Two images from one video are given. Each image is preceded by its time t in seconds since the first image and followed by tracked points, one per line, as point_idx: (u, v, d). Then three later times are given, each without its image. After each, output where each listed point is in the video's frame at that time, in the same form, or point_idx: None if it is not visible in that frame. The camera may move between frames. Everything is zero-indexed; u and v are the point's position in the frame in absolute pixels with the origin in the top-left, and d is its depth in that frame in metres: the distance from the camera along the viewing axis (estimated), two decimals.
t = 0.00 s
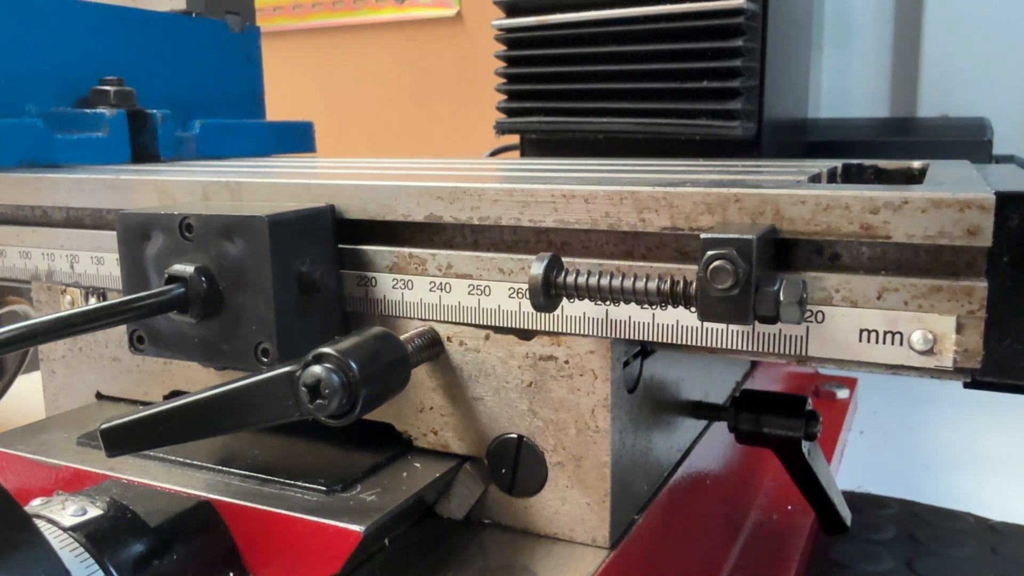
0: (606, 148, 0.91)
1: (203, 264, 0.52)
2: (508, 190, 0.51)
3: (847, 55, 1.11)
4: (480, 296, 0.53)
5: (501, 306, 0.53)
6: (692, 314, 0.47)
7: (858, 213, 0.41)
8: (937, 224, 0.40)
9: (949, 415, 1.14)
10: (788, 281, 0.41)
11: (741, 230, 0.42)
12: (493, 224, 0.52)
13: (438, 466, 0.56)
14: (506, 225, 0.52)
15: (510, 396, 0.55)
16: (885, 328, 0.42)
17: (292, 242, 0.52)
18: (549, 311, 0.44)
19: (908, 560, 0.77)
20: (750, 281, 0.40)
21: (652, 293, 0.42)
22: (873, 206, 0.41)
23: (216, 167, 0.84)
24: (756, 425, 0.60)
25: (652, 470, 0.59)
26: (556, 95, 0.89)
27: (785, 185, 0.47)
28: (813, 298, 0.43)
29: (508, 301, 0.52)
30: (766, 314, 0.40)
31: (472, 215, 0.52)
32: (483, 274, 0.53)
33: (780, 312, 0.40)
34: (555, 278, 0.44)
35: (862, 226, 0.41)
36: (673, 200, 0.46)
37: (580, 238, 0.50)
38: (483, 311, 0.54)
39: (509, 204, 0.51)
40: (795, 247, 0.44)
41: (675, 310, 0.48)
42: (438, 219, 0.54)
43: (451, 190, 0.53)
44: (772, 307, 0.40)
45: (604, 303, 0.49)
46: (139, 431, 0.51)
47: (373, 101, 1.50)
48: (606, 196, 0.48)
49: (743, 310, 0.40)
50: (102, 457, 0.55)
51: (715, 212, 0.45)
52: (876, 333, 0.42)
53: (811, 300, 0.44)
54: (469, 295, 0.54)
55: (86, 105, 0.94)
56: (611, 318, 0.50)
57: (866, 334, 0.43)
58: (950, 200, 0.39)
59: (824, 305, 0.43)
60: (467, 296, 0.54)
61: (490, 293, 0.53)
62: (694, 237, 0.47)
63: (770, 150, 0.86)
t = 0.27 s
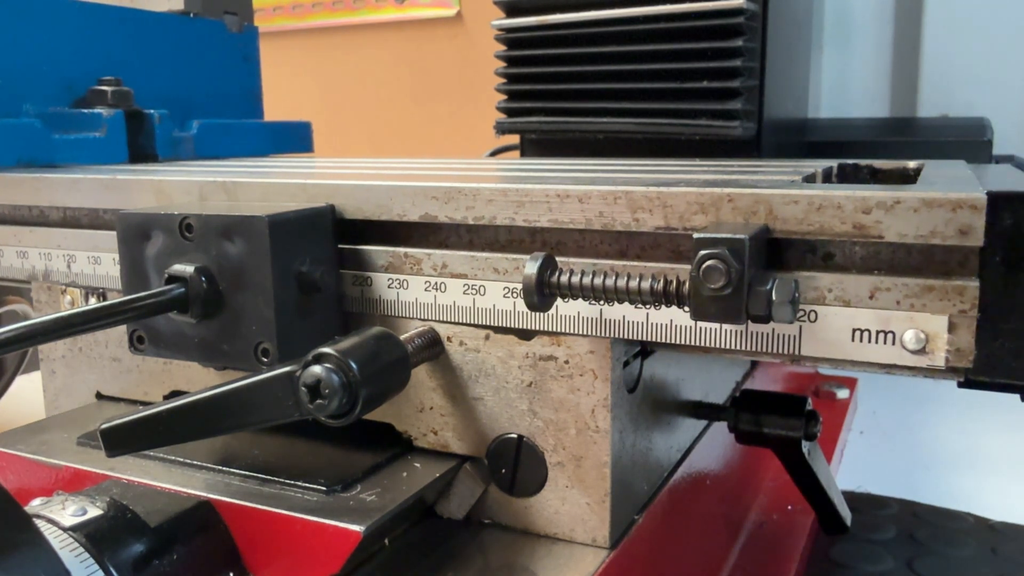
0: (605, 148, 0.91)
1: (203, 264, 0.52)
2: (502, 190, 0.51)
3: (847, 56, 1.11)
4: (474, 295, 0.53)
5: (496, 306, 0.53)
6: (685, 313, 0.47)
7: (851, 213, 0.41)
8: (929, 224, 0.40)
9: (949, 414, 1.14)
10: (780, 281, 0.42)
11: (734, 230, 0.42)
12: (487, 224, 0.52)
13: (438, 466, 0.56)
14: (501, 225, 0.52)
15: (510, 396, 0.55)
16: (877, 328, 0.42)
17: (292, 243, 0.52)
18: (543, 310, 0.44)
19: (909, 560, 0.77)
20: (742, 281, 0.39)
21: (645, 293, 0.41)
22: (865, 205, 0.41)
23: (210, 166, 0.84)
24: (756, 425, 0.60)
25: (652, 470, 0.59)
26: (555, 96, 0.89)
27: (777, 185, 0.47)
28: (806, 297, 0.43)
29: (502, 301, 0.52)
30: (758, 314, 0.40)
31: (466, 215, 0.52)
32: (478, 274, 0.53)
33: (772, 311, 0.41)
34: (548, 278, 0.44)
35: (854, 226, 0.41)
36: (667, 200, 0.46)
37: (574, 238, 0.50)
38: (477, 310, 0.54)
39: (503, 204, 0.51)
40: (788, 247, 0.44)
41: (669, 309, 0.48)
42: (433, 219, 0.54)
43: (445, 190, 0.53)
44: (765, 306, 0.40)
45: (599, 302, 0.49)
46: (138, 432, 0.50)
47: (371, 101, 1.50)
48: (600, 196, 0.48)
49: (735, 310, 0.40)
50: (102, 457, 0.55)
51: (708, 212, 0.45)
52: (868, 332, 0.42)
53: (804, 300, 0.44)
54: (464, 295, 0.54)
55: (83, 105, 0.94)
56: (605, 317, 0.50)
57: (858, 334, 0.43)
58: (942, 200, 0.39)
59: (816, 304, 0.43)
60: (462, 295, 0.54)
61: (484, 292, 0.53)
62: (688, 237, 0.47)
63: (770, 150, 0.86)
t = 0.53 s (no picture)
0: (606, 148, 0.91)
1: (203, 264, 0.52)
2: (497, 189, 0.51)
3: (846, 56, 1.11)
4: (469, 295, 0.54)
5: (490, 305, 0.53)
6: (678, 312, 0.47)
7: (842, 212, 0.41)
8: (920, 224, 0.40)
9: (949, 414, 1.14)
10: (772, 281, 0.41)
11: (726, 230, 0.42)
12: (482, 224, 0.52)
13: (438, 466, 0.56)
14: (495, 224, 0.52)
15: (510, 396, 0.55)
16: (868, 327, 0.42)
17: (292, 243, 0.52)
18: (536, 309, 0.44)
19: (908, 560, 0.78)
20: (734, 280, 0.39)
21: (637, 292, 0.42)
22: (856, 205, 0.41)
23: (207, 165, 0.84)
24: (755, 425, 0.61)
25: (651, 470, 0.59)
26: (555, 96, 0.89)
27: (770, 185, 0.47)
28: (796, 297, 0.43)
29: (497, 300, 0.53)
30: (751, 313, 0.40)
31: (461, 215, 0.52)
32: (473, 273, 0.53)
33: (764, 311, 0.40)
34: (542, 277, 0.44)
35: (845, 226, 0.41)
36: (660, 200, 0.46)
37: (568, 238, 0.50)
38: (472, 309, 0.54)
39: (497, 204, 0.51)
40: (780, 245, 0.44)
41: (663, 308, 0.48)
42: (428, 218, 0.54)
43: (439, 190, 0.53)
44: (756, 305, 0.40)
45: (593, 302, 0.49)
46: (138, 432, 0.50)
47: (371, 101, 1.50)
48: (594, 195, 0.48)
49: (726, 309, 0.39)
50: (102, 457, 0.55)
51: (701, 211, 0.45)
52: (859, 331, 0.42)
53: (796, 299, 0.44)
54: (458, 295, 0.54)
55: (81, 105, 0.93)
56: (598, 317, 0.50)
57: (850, 333, 0.43)
58: (933, 200, 0.39)
59: (809, 303, 0.43)
60: (457, 295, 0.54)
61: (479, 292, 0.53)
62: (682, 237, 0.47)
63: (770, 150, 0.86)
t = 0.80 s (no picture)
0: (606, 148, 0.91)
1: (203, 264, 0.52)
2: (491, 189, 0.51)
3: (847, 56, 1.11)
4: (463, 294, 0.54)
5: (484, 305, 0.53)
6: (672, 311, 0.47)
7: (834, 212, 0.41)
8: (912, 224, 0.40)
9: (949, 413, 1.14)
10: (763, 281, 0.42)
11: (719, 230, 0.42)
12: (476, 224, 0.52)
13: (438, 466, 0.56)
14: (490, 224, 0.52)
15: (510, 396, 0.55)
16: (861, 326, 0.42)
17: (292, 243, 0.52)
18: (529, 309, 0.44)
19: (908, 560, 0.77)
20: (726, 279, 0.40)
21: (630, 292, 0.41)
22: (848, 205, 0.41)
23: (203, 165, 0.84)
24: (755, 425, 0.60)
25: (651, 470, 0.59)
26: (555, 96, 0.89)
27: (764, 185, 0.46)
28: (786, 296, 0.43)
29: (491, 300, 0.53)
30: (742, 313, 0.40)
31: (456, 215, 0.52)
32: (467, 273, 0.53)
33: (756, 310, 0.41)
34: (535, 277, 0.43)
35: (838, 225, 0.41)
36: (654, 199, 0.46)
37: (563, 237, 0.50)
38: (466, 309, 0.54)
39: (492, 204, 0.51)
40: (772, 244, 0.44)
41: (656, 308, 0.48)
42: (422, 218, 0.54)
43: (434, 190, 0.53)
44: (749, 304, 0.40)
45: (586, 301, 0.49)
46: (138, 431, 0.50)
47: (372, 101, 1.50)
48: (588, 196, 0.48)
49: (719, 308, 0.40)
50: (102, 457, 0.55)
51: (694, 211, 0.45)
52: (851, 331, 0.42)
53: (788, 299, 0.44)
54: (453, 295, 0.54)
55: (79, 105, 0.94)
56: (592, 316, 0.50)
57: (841, 332, 0.43)
58: (924, 200, 0.39)
59: (801, 303, 0.43)
60: (451, 295, 0.54)
61: (473, 292, 0.53)
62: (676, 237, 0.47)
63: (770, 150, 0.86)
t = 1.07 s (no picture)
0: (606, 148, 0.91)
1: (203, 264, 0.52)
2: (485, 189, 0.51)
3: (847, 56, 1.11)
4: (457, 294, 0.54)
5: (479, 305, 0.53)
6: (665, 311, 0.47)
7: (826, 212, 0.41)
8: (903, 223, 0.40)
9: (949, 413, 1.13)
10: (755, 280, 0.42)
11: (711, 229, 0.42)
12: (470, 223, 0.52)
13: (438, 466, 0.57)
14: (484, 224, 0.52)
15: (510, 396, 0.55)
16: (852, 326, 0.42)
17: (292, 243, 0.52)
18: (522, 308, 0.44)
19: (909, 560, 0.77)
20: (718, 279, 0.39)
21: (623, 291, 0.42)
22: (840, 205, 0.41)
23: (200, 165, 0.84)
24: (755, 425, 0.60)
25: (651, 470, 0.59)
26: (555, 96, 0.89)
27: (757, 185, 0.46)
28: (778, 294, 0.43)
29: (485, 300, 0.53)
30: (734, 312, 0.40)
31: (450, 215, 0.53)
32: (461, 272, 0.53)
33: (747, 309, 0.41)
34: (529, 276, 0.44)
35: (830, 225, 0.42)
36: (646, 199, 0.46)
37: (557, 237, 0.50)
38: (461, 309, 0.54)
39: (486, 204, 0.51)
40: (765, 245, 0.44)
41: (649, 308, 0.47)
42: (417, 218, 0.54)
43: (428, 190, 0.53)
44: (740, 303, 0.40)
45: (580, 301, 0.49)
46: (138, 431, 0.51)
47: (373, 101, 1.51)
48: (581, 195, 0.48)
49: (711, 308, 0.40)
50: (102, 457, 0.55)
51: (686, 211, 0.45)
52: (843, 330, 0.42)
53: (780, 298, 0.43)
54: (447, 294, 0.54)
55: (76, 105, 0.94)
56: (586, 316, 0.50)
57: (833, 331, 0.42)
58: (915, 200, 0.39)
59: (793, 302, 0.43)
60: (446, 294, 0.54)
61: (467, 291, 0.53)
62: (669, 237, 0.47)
63: (770, 150, 0.86)
